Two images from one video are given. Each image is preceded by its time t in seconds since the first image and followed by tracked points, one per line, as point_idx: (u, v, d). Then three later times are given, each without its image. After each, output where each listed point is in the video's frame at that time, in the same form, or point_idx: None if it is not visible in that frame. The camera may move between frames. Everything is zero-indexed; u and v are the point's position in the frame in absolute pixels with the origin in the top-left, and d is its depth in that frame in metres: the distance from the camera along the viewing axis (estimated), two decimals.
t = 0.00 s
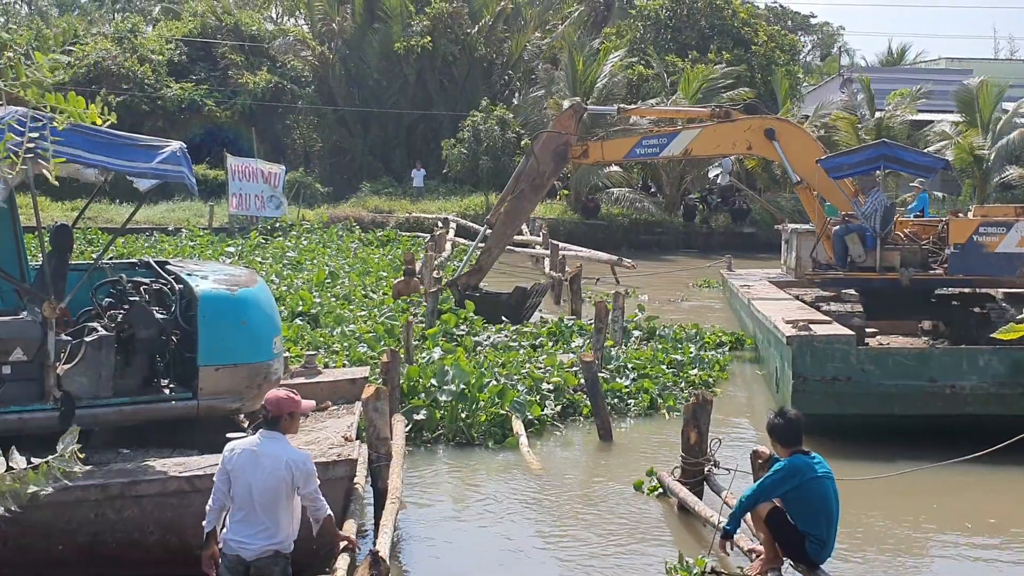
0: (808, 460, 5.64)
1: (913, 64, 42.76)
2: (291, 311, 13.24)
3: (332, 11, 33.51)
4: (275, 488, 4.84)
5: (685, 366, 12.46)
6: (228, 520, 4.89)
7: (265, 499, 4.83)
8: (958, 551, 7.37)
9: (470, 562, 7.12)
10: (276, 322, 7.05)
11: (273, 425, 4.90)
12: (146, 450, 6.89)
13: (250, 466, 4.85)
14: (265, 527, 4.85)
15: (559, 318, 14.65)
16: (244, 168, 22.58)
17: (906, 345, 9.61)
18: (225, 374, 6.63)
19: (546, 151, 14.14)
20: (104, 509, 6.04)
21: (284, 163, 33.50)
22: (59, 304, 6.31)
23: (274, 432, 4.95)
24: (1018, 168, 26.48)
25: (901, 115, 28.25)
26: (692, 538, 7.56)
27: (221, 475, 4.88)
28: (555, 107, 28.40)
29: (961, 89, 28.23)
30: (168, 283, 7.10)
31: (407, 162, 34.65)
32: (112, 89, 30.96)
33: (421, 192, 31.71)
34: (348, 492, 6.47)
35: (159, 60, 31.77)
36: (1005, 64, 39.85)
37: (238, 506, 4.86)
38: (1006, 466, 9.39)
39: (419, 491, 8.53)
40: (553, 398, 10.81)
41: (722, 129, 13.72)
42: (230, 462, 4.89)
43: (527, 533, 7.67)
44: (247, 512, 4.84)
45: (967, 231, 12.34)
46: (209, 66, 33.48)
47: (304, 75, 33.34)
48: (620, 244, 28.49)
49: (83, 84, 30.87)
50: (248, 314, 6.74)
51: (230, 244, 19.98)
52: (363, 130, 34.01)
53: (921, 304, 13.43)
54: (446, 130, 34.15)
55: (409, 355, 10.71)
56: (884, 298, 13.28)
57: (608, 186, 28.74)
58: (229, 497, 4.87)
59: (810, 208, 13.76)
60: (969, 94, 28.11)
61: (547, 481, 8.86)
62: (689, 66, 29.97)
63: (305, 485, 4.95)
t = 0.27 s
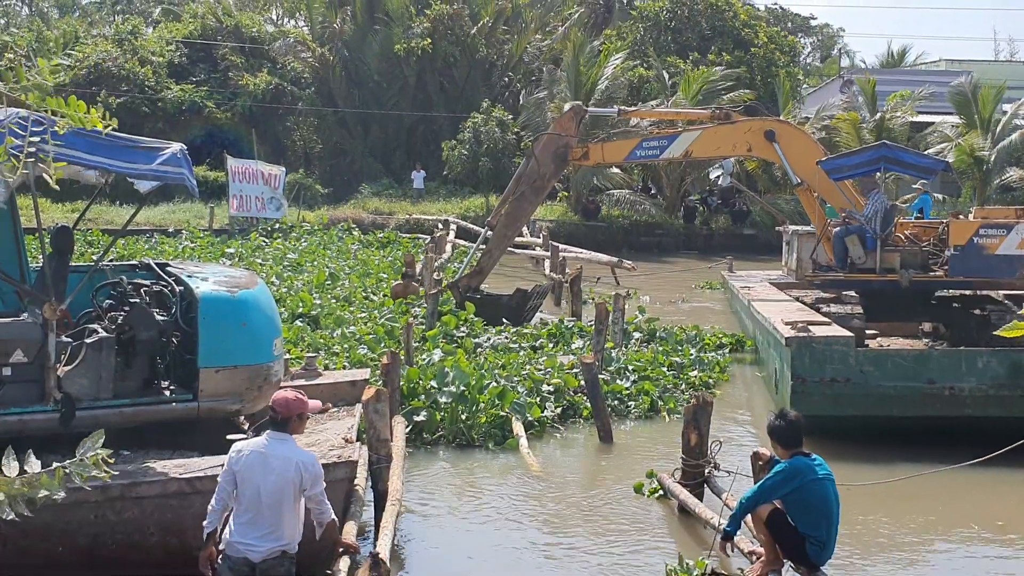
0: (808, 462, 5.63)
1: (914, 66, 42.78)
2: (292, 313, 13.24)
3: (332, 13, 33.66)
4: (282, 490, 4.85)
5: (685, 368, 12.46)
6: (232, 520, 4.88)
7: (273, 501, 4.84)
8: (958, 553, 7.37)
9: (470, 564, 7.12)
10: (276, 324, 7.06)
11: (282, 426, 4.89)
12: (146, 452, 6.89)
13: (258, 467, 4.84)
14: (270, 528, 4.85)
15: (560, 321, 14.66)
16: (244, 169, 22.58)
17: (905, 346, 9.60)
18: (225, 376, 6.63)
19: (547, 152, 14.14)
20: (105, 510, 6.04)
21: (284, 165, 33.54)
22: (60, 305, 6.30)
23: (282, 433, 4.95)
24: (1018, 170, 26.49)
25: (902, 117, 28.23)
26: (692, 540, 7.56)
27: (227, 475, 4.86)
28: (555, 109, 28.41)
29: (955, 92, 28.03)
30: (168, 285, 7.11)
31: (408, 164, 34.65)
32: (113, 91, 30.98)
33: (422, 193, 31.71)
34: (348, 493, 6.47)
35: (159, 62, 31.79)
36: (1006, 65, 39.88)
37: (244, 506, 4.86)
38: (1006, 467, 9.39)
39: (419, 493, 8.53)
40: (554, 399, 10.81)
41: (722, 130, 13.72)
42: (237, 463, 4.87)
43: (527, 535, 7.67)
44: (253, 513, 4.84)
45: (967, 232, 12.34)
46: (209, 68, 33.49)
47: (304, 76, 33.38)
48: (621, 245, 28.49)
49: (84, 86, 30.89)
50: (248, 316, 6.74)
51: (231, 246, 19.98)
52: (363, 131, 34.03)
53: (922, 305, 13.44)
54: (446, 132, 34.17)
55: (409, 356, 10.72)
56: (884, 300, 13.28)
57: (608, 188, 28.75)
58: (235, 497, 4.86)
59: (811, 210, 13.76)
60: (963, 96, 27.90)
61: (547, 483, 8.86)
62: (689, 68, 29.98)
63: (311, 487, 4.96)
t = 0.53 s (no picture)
0: (808, 464, 5.62)
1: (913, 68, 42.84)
2: (291, 315, 13.25)
3: (330, 16, 33.73)
4: (284, 495, 4.84)
5: (684, 370, 12.47)
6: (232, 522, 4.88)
7: (274, 505, 4.83)
8: (957, 555, 7.38)
9: (469, 566, 7.12)
10: (276, 327, 7.07)
11: (287, 432, 4.90)
12: (146, 454, 6.89)
13: (261, 471, 4.85)
14: (269, 532, 4.85)
15: (559, 323, 14.67)
16: (243, 171, 22.58)
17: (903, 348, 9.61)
18: (224, 379, 6.63)
19: (547, 155, 14.16)
20: (104, 513, 6.04)
21: (284, 167, 33.54)
22: (59, 307, 6.31)
23: (288, 439, 4.96)
24: (1017, 172, 26.51)
25: (902, 119, 28.23)
26: (691, 542, 7.56)
27: (230, 477, 4.87)
28: (555, 111, 28.44)
29: (952, 95, 28.11)
30: (168, 288, 7.14)
31: (407, 166, 34.62)
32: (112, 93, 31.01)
33: (421, 195, 31.71)
34: (348, 496, 6.48)
35: (158, 64, 31.81)
36: (1004, 67, 39.94)
37: (244, 509, 4.85)
38: (1005, 469, 9.40)
39: (418, 495, 8.53)
40: (553, 401, 10.81)
41: (721, 133, 13.74)
42: (240, 465, 4.88)
43: (526, 537, 7.67)
44: (253, 516, 4.83)
45: (966, 235, 12.34)
46: (208, 69, 33.48)
47: (304, 79, 33.37)
48: (620, 247, 28.51)
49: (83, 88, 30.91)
50: (248, 319, 6.74)
51: (230, 248, 19.98)
52: (363, 133, 34.06)
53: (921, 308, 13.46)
54: (445, 134, 34.16)
55: (408, 358, 10.72)
56: (883, 302, 13.30)
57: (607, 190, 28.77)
58: (237, 499, 4.87)
59: (810, 212, 13.77)
60: (960, 98, 27.96)
61: (546, 485, 8.86)
62: (689, 70, 30.01)
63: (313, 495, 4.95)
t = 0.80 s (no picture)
0: (807, 465, 5.63)
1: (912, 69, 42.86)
2: (288, 315, 13.25)
3: (328, 15, 33.33)
4: (284, 496, 4.85)
5: (682, 370, 12.47)
6: (231, 521, 4.89)
7: (273, 505, 4.83)
8: (955, 555, 7.39)
9: (466, 566, 7.13)
10: (274, 327, 7.07)
11: (288, 433, 4.90)
12: (144, 454, 6.90)
13: (261, 471, 4.85)
14: (268, 534, 4.85)
15: (557, 323, 14.68)
16: (241, 171, 22.58)
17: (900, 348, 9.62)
18: (222, 379, 6.63)
19: (545, 156, 14.18)
20: (101, 512, 6.04)
21: (282, 167, 33.54)
22: (58, 307, 6.31)
23: (288, 441, 4.96)
24: (1015, 172, 26.54)
25: (900, 119, 28.20)
26: (689, 542, 7.57)
27: (230, 477, 4.88)
28: (554, 112, 28.48)
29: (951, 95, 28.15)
30: (166, 288, 7.14)
31: (405, 166, 34.59)
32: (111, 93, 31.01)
33: (419, 195, 31.71)
34: (346, 496, 6.48)
35: (156, 64, 31.80)
36: (1003, 68, 39.95)
37: (244, 509, 4.86)
38: (1002, 470, 9.41)
39: (415, 495, 8.54)
40: (551, 401, 10.81)
41: (719, 134, 13.75)
42: (240, 465, 4.89)
43: (524, 537, 7.67)
44: (252, 516, 4.84)
45: (963, 235, 12.36)
46: (206, 70, 33.47)
47: (302, 79, 33.38)
48: (618, 247, 28.53)
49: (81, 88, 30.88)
50: (246, 319, 6.74)
51: (228, 248, 19.99)
52: (361, 133, 34.06)
53: (920, 308, 13.47)
54: (443, 134, 34.14)
55: (405, 358, 10.71)
56: (881, 302, 13.31)
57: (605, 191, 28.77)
58: (237, 499, 4.88)
59: (807, 213, 13.77)
60: (959, 98, 28.00)
61: (543, 485, 8.87)
62: (688, 70, 30.02)
63: (312, 497, 4.94)
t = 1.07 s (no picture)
0: (808, 467, 5.61)
1: (913, 71, 42.86)
2: (290, 317, 13.26)
3: (330, 17, 33.35)
4: (284, 497, 4.85)
5: (683, 372, 12.47)
6: (235, 524, 4.90)
7: (274, 506, 4.84)
8: (955, 558, 7.39)
9: (467, 568, 7.13)
10: (276, 329, 7.07)
11: (286, 434, 4.90)
12: (146, 456, 6.91)
13: (260, 473, 4.86)
14: (271, 535, 4.85)
15: (558, 325, 14.68)
16: (243, 174, 22.61)
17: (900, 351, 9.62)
18: (224, 381, 6.63)
19: (546, 159, 14.23)
20: (103, 514, 6.04)
21: (283, 168, 33.55)
22: (59, 309, 6.31)
23: (287, 442, 4.96)
24: (1016, 174, 26.55)
25: (902, 121, 28.16)
26: (691, 544, 7.56)
27: (231, 480, 4.89)
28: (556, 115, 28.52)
29: (954, 95, 28.17)
30: (168, 290, 7.13)
31: (407, 167, 34.59)
32: (112, 95, 31.02)
33: (420, 197, 31.72)
34: (346, 498, 6.48)
35: (157, 67, 31.82)
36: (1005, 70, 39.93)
37: (245, 512, 4.87)
38: (1003, 472, 9.40)
39: (417, 497, 8.54)
40: (553, 403, 10.81)
41: (720, 137, 13.77)
42: (241, 468, 4.90)
43: (525, 539, 7.67)
44: (253, 517, 4.85)
45: (964, 237, 12.36)
46: (208, 71, 33.49)
47: (303, 81, 33.42)
48: (619, 250, 28.53)
49: (83, 90, 30.90)
50: (247, 320, 6.74)
51: (229, 250, 20.02)
52: (362, 135, 34.07)
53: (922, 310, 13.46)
54: (445, 135, 34.13)
55: (407, 360, 10.71)
56: (883, 304, 13.31)
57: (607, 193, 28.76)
58: (238, 501, 4.89)
59: (809, 215, 13.76)
60: (962, 99, 27.97)
61: (545, 486, 8.86)
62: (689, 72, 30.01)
63: (312, 497, 4.94)
